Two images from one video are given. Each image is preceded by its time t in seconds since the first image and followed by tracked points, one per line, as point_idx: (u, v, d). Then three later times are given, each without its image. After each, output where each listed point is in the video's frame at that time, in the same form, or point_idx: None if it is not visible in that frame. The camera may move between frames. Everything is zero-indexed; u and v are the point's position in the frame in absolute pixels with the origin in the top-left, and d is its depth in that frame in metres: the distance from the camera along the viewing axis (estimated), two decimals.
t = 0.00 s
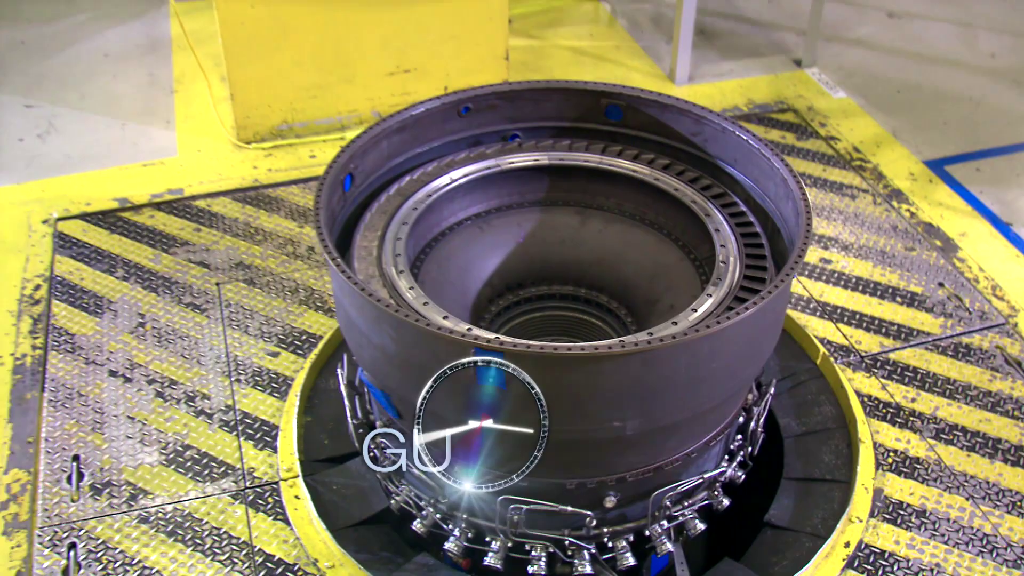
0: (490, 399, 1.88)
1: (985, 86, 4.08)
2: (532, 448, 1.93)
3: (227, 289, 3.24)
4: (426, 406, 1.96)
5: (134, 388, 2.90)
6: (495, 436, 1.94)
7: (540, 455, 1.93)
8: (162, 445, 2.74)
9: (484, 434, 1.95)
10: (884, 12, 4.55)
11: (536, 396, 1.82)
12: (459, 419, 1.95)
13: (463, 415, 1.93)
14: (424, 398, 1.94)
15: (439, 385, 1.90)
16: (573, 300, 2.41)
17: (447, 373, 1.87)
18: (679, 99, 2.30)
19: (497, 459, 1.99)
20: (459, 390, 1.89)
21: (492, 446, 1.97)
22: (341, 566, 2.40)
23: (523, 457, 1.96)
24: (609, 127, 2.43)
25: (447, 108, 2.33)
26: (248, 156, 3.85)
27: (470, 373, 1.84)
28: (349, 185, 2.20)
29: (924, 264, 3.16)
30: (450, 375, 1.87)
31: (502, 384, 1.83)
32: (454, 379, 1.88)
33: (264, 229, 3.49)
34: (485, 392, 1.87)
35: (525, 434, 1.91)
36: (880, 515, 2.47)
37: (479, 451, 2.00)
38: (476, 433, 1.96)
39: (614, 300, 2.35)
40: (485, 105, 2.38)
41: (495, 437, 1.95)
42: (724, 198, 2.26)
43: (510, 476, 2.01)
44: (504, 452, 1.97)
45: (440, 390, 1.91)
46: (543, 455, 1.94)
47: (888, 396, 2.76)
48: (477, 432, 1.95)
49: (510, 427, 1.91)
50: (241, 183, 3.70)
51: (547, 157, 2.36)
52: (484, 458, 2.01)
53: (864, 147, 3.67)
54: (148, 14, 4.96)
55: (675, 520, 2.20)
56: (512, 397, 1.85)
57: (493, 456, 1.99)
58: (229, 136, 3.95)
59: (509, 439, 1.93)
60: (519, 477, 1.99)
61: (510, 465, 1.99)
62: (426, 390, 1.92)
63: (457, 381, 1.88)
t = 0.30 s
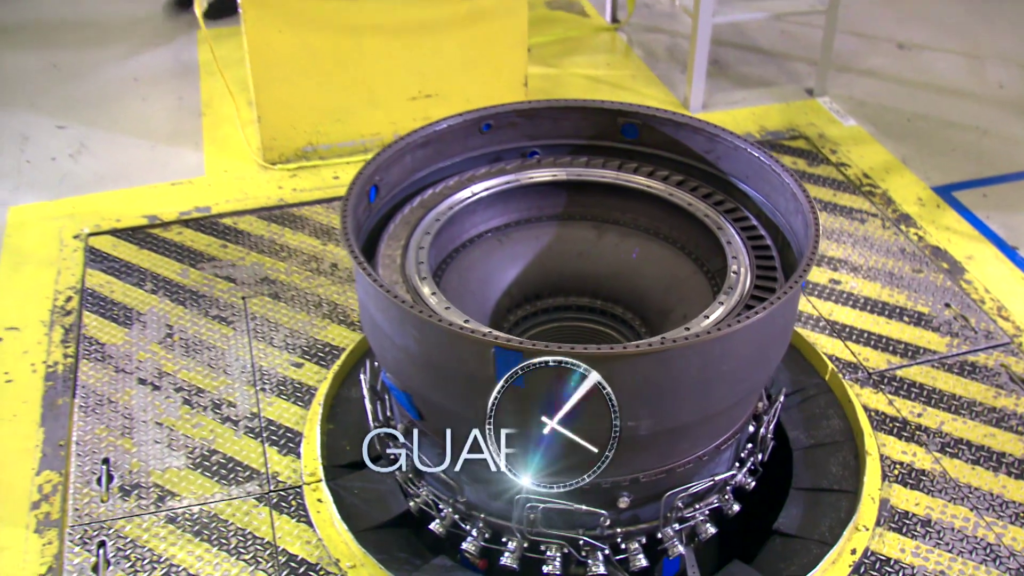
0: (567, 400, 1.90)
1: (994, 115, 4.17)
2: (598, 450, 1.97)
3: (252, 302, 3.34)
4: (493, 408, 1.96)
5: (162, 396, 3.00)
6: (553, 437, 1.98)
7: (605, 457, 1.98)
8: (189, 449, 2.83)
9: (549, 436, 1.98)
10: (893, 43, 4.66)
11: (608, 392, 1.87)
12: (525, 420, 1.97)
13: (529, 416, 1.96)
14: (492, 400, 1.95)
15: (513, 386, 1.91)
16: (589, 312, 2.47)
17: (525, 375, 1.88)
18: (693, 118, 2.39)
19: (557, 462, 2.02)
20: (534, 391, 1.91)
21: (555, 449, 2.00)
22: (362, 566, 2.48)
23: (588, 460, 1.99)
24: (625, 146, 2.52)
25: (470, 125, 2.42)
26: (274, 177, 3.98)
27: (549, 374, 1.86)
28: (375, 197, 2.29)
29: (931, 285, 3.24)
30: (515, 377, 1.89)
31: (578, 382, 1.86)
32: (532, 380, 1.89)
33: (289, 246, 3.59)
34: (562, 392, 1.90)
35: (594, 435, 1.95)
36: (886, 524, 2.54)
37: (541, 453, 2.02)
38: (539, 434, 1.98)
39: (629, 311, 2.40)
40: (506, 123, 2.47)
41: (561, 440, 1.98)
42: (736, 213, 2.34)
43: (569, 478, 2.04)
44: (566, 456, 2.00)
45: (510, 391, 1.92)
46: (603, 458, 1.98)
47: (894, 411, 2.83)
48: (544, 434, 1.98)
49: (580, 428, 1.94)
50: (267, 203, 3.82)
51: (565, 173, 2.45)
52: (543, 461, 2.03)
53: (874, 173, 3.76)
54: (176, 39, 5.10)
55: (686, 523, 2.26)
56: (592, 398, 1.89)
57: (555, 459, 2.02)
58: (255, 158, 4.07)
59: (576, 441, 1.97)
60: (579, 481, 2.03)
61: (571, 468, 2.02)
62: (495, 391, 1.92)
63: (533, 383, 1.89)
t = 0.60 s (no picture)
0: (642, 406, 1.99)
1: (1002, 143, 4.26)
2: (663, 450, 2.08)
3: (277, 316, 3.44)
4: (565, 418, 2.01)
5: (189, 404, 3.10)
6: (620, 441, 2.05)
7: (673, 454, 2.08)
8: (215, 455, 2.93)
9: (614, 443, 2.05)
10: (903, 74, 4.76)
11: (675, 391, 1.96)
12: (595, 428, 2.03)
13: (599, 423, 2.02)
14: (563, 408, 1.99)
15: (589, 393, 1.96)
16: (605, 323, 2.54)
17: (601, 382, 1.94)
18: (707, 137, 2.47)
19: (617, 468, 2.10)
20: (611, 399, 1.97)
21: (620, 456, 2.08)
22: (382, 567, 2.56)
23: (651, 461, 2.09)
24: (640, 163, 2.60)
25: (490, 141, 2.50)
26: (298, 197, 4.09)
27: (628, 379, 1.93)
28: (398, 209, 2.37)
29: (938, 306, 3.32)
30: (581, 378, 1.92)
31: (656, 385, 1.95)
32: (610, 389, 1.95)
33: (312, 263, 3.70)
34: (639, 400, 1.97)
35: (662, 436, 2.05)
36: (892, 533, 2.60)
37: (604, 460, 2.09)
38: (605, 440, 2.05)
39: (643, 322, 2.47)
40: (524, 140, 2.55)
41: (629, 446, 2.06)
42: (747, 227, 2.41)
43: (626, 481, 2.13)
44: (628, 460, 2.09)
45: (580, 398, 1.97)
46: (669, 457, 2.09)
47: (901, 425, 2.90)
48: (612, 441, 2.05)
49: (649, 432, 2.03)
50: (292, 222, 3.93)
51: (582, 188, 2.52)
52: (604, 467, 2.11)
53: (883, 199, 3.85)
54: (203, 65, 5.24)
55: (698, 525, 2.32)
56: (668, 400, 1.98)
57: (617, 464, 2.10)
58: (280, 178, 4.20)
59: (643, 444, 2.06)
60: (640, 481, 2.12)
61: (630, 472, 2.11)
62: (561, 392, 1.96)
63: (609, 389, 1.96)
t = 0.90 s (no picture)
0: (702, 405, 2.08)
1: (1009, 170, 4.35)
2: (716, 443, 2.17)
3: (300, 331, 3.55)
4: (629, 418, 2.06)
5: (215, 413, 3.20)
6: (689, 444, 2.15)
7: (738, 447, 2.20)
8: (240, 462, 3.02)
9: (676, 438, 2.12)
10: (912, 103, 4.87)
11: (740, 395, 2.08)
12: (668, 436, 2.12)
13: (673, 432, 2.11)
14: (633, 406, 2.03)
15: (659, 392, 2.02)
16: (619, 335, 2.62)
17: (667, 381, 2.01)
18: (719, 155, 2.55)
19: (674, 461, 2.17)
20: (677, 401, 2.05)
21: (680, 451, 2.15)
22: (402, 569, 2.64)
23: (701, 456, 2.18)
24: (654, 181, 2.68)
25: (509, 158, 2.59)
26: (321, 218, 4.21)
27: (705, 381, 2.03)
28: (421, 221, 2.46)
29: (944, 326, 3.40)
30: (645, 378, 1.98)
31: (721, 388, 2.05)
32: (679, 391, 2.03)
33: (334, 280, 3.80)
34: (704, 397, 2.06)
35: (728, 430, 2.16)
36: (897, 542, 2.67)
37: (658, 457, 2.16)
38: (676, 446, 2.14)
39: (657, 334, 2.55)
40: (542, 157, 2.64)
41: (685, 443, 2.13)
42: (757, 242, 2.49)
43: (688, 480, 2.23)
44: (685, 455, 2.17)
45: (648, 397, 2.03)
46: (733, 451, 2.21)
47: (907, 439, 2.98)
48: (671, 439, 2.13)
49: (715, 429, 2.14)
50: (315, 241, 4.04)
51: (598, 205, 2.60)
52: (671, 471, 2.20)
53: (891, 223, 3.94)
54: (227, 90, 5.38)
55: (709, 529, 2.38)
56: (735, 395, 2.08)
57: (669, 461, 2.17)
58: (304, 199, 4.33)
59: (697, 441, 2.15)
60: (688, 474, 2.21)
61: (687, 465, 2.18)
62: (625, 392, 2.00)
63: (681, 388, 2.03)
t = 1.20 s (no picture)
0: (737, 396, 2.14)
1: (1016, 195, 4.43)
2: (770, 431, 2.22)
3: (323, 345, 3.65)
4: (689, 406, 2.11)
5: (240, 422, 3.30)
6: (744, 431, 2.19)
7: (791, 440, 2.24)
8: (265, 469, 3.11)
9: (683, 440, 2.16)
10: (921, 130, 4.97)
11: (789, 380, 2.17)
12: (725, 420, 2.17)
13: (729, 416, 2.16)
14: (634, 408, 2.09)
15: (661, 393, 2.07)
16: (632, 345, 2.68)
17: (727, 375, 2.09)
18: (730, 172, 2.64)
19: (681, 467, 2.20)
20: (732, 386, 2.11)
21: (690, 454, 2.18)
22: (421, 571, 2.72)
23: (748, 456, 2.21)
24: (667, 198, 2.76)
25: (528, 175, 2.68)
26: (343, 238, 4.33)
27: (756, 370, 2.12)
28: (443, 233, 2.54)
29: (950, 344, 3.49)
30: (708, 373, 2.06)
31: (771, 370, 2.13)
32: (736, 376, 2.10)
33: (355, 296, 3.91)
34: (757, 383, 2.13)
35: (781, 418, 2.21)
36: (903, 550, 2.74)
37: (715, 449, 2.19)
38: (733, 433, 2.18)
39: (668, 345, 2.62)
40: (560, 175, 2.73)
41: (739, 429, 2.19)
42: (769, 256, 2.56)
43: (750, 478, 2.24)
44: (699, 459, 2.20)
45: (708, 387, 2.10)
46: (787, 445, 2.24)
47: (913, 452, 3.06)
48: (724, 427, 2.17)
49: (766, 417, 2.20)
50: (337, 260, 4.15)
51: (613, 220, 2.68)
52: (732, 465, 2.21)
53: (899, 246, 4.03)
54: (251, 115, 5.52)
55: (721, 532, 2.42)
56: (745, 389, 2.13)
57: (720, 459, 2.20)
58: (326, 220, 4.44)
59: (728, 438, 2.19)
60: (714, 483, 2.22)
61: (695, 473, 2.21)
62: (625, 393, 2.06)
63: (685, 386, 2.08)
